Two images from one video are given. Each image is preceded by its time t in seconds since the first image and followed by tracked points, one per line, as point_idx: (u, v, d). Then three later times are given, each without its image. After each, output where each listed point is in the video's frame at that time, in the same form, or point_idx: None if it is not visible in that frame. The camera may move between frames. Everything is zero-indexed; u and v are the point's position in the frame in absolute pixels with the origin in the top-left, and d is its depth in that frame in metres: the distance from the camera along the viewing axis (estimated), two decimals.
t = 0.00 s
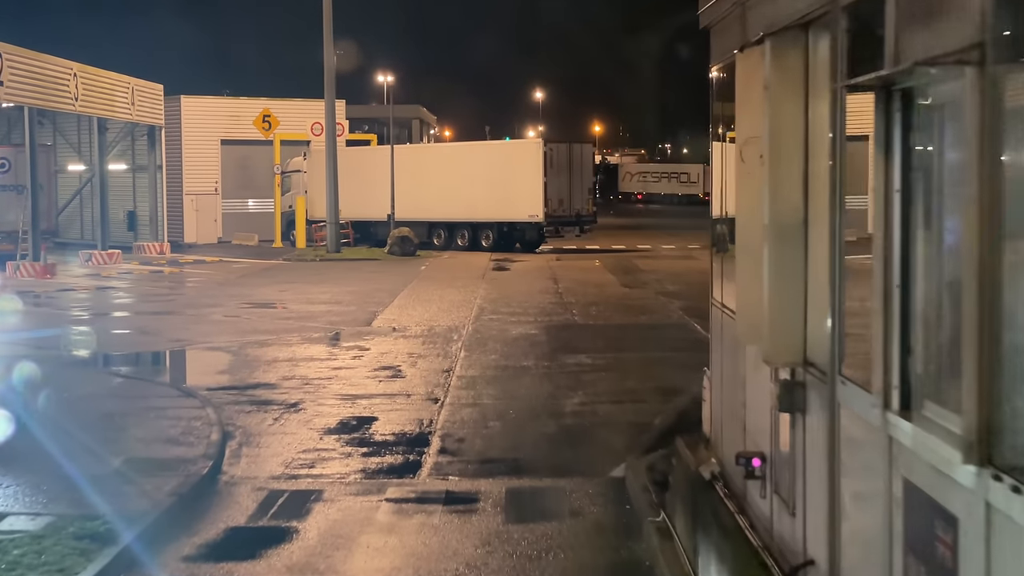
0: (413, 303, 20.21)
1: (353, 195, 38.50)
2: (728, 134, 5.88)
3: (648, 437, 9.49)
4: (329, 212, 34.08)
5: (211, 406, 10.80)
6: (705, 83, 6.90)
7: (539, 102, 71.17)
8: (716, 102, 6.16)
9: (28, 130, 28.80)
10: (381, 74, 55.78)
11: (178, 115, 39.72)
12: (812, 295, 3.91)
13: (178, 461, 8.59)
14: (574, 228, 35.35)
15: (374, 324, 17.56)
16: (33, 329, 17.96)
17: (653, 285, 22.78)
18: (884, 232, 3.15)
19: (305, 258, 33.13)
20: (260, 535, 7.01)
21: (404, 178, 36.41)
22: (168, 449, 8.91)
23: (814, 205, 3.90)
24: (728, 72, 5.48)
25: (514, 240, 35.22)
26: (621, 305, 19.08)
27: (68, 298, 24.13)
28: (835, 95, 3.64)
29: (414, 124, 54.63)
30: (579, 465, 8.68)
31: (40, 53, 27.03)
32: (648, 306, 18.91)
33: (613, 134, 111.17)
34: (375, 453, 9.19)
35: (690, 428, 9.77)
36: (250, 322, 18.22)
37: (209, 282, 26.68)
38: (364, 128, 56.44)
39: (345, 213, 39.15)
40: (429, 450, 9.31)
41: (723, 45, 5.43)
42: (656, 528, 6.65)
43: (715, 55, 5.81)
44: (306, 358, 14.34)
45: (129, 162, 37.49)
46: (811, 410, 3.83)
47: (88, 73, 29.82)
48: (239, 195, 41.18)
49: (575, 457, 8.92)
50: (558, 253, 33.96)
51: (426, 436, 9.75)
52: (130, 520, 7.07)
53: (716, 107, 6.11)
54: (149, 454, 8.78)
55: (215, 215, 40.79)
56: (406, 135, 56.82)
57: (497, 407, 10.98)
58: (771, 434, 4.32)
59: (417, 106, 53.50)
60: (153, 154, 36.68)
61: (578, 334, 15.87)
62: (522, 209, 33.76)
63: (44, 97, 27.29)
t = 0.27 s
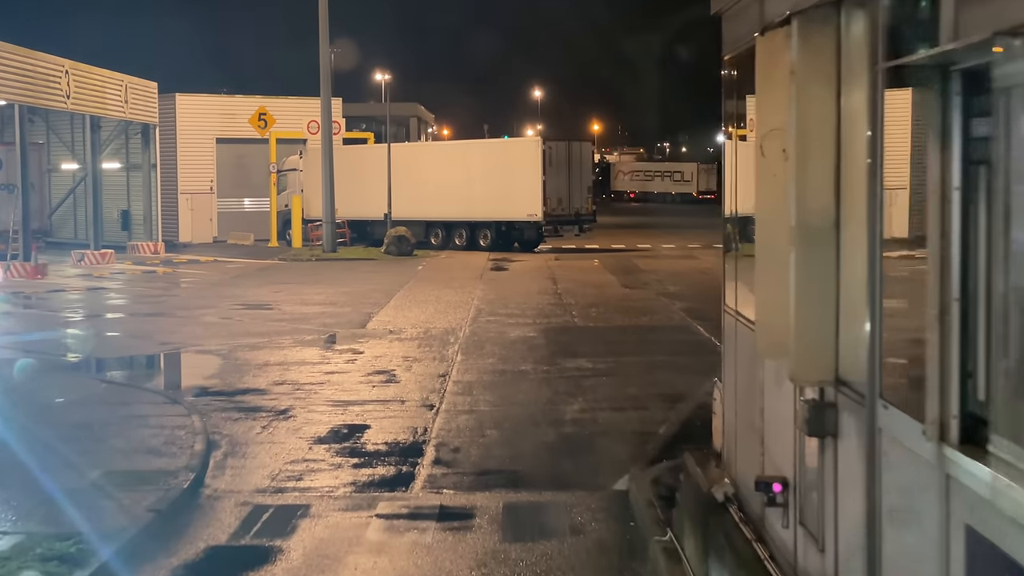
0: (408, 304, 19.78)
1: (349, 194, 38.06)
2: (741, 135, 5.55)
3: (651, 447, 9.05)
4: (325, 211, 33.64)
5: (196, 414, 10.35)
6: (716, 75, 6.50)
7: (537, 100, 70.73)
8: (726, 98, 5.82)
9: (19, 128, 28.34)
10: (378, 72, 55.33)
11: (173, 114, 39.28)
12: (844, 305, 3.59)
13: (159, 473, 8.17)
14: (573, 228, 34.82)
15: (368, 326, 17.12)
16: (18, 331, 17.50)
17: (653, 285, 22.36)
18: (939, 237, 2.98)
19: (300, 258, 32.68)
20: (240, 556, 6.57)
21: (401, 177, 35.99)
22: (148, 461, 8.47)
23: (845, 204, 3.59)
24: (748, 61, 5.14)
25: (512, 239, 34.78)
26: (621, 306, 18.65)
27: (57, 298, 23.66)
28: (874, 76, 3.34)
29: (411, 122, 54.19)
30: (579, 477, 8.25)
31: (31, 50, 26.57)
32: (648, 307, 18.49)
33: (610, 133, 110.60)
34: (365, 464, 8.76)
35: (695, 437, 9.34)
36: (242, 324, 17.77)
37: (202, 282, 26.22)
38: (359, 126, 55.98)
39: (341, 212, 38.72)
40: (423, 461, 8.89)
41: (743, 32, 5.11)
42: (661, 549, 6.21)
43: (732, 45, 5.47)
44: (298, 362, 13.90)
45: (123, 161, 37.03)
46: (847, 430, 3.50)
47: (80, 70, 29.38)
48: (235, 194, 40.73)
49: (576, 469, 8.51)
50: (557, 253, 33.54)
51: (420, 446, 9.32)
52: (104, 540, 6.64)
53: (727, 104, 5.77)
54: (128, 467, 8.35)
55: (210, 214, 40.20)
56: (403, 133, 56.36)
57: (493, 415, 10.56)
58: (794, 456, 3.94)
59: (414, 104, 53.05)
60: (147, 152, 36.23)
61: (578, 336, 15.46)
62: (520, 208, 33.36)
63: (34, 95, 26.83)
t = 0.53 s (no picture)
0: (406, 307, 19.40)
1: (346, 195, 37.64)
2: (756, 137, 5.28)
3: (655, 461, 8.63)
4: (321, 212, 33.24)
5: (183, 425, 9.95)
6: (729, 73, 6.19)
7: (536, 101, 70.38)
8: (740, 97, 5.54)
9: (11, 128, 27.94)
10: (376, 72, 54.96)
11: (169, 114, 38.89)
12: (887, 322, 3.33)
13: (140, 490, 7.77)
14: (573, 229, 34.31)
15: (364, 331, 16.74)
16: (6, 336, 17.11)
17: (654, 288, 21.95)
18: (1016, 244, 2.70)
19: (297, 259, 32.28)
20: None
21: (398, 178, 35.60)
22: (129, 477, 8.08)
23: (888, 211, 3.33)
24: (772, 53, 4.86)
25: (511, 240, 34.38)
26: (622, 310, 18.26)
27: (48, 302, 23.24)
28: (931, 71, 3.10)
29: (409, 123, 53.82)
30: (580, 493, 7.84)
31: (23, 49, 26.18)
32: (650, 311, 18.07)
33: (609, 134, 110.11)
34: (358, 478, 8.37)
35: (702, 450, 8.92)
36: (235, 328, 17.38)
37: (196, 285, 25.81)
38: (357, 126, 55.54)
39: (339, 214, 38.32)
40: (418, 475, 8.49)
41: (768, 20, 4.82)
42: (668, 573, 5.80)
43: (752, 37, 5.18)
44: (291, 369, 13.50)
45: (118, 162, 36.63)
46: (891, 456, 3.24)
47: (73, 69, 28.98)
48: (231, 195, 40.34)
49: (578, 483, 8.13)
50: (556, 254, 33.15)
51: (415, 459, 8.93)
52: (81, 564, 6.26)
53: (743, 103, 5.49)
54: (108, 483, 7.95)
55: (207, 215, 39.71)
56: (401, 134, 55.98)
57: (492, 425, 10.16)
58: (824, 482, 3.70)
59: (413, 104, 52.67)
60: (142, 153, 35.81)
61: (579, 341, 15.05)
62: (519, 209, 32.98)
63: (26, 95, 26.43)
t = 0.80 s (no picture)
0: (403, 310, 19.05)
1: (343, 195, 37.26)
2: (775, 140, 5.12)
3: (659, 473, 8.26)
4: (318, 213, 32.86)
5: (169, 434, 9.58)
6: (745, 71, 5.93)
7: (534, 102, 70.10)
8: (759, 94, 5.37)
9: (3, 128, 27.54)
10: (374, 73, 54.61)
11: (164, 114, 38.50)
12: (939, 337, 3.04)
13: (122, 505, 7.41)
14: (572, 230, 33.88)
15: (359, 335, 16.39)
16: None
17: (656, 290, 21.56)
18: None
19: (293, 260, 31.90)
20: None
21: (396, 178, 35.25)
22: (110, 492, 7.71)
23: (935, 213, 3.05)
24: (790, 48, 4.72)
25: (510, 241, 34.02)
26: (622, 313, 17.91)
27: (40, 304, 22.87)
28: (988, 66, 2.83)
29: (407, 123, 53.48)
30: (581, 509, 7.48)
31: (15, 49, 25.78)
32: (652, 314, 17.69)
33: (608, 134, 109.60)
34: (351, 494, 7.99)
35: (708, 462, 8.55)
36: (227, 332, 17.01)
37: (190, 287, 25.42)
38: (355, 126, 55.16)
39: (335, 215, 37.96)
40: (413, 488, 8.13)
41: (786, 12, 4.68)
42: None
43: (769, 30, 5.03)
44: (283, 374, 13.14)
45: (112, 162, 36.24)
46: (942, 492, 2.93)
47: (66, 68, 28.61)
48: (227, 196, 39.97)
49: (578, 498, 7.75)
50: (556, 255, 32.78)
51: (410, 471, 8.57)
52: None
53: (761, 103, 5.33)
54: (88, 497, 7.59)
55: (203, 215, 39.31)
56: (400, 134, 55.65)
57: (490, 434, 9.82)
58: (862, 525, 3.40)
59: (410, 105, 52.33)
60: (136, 153, 35.38)
61: (580, 345, 14.70)
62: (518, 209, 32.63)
63: (18, 95, 26.03)
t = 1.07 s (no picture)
0: (399, 312, 18.72)
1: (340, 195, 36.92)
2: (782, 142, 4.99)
3: (662, 485, 7.92)
4: (314, 213, 32.53)
5: (154, 443, 9.23)
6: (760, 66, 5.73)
7: (532, 102, 69.73)
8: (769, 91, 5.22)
9: None
10: (371, 72, 54.26)
11: (159, 113, 38.16)
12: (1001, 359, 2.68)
13: (101, 520, 7.07)
14: (571, 231, 33.54)
15: (354, 338, 16.06)
16: None
17: (656, 291, 21.22)
18: None
19: (289, 261, 31.56)
20: None
21: (393, 178, 34.93)
22: (88, 506, 7.36)
23: (999, 207, 2.70)
24: (800, 44, 4.60)
25: (508, 242, 33.70)
26: (622, 315, 17.58)
27: (31, 306, 22.51)
28: None
29: (404, 122, 53.13)
30: (581, 524, 7.14)
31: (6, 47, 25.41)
32: (652, 317, 17.35)
33: (606, 133, 109.20)
34: (341, 507, 7.64)
35: (714, 473, 8.21)
36: (219, 335, 16.66)
37: (184, 288, 25.06)
38: (352, 125, 54.81)
39: (332, 215, 37.63)
40: (406, 501, 7.78)
41: (796, 6, 4.56)
42: None
43: (778, 24, 4.90)
44: (275, 378, 12.79)
45: (107, 162, 35.88)
46: (1004, 536, 2.57)
47: (59, 66, 28.26)
48: (223, 196, 39.63)
49: (579, 511, 7.41)
50: (554, 256, 32.46)
51: (404, 483, 8.22)
52: None
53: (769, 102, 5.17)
54: (66, 512, 7.25)
55: (198, 216, 38.95)
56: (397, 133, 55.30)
57: (487, 442, 9.48)
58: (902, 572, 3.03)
59: (408, 104, 51.99)
60: (131, 153, 35.02)
61: (579, 349, 14.38)
62: (517, 210, 32.32)
63: (9, 94, 25.67)
